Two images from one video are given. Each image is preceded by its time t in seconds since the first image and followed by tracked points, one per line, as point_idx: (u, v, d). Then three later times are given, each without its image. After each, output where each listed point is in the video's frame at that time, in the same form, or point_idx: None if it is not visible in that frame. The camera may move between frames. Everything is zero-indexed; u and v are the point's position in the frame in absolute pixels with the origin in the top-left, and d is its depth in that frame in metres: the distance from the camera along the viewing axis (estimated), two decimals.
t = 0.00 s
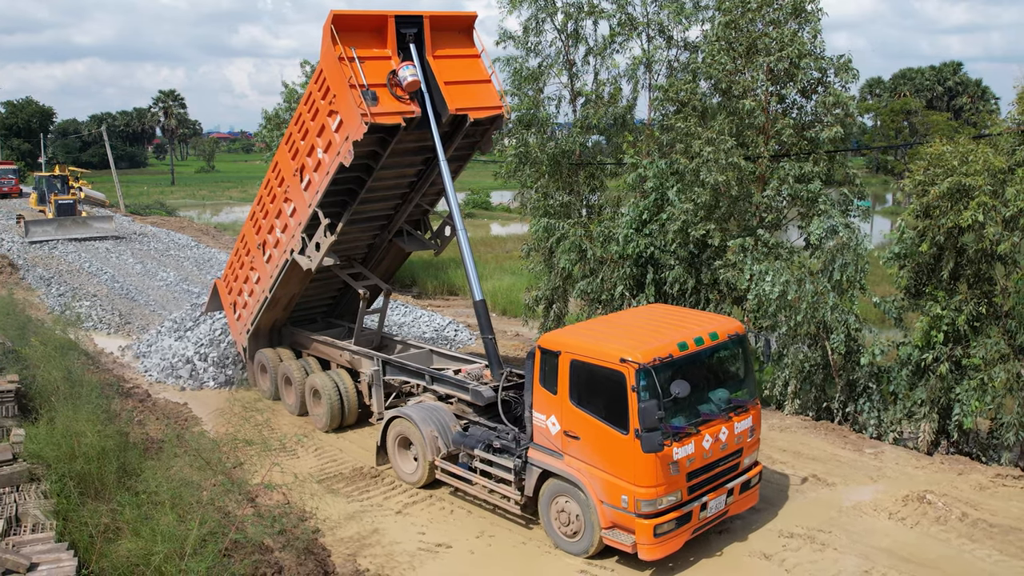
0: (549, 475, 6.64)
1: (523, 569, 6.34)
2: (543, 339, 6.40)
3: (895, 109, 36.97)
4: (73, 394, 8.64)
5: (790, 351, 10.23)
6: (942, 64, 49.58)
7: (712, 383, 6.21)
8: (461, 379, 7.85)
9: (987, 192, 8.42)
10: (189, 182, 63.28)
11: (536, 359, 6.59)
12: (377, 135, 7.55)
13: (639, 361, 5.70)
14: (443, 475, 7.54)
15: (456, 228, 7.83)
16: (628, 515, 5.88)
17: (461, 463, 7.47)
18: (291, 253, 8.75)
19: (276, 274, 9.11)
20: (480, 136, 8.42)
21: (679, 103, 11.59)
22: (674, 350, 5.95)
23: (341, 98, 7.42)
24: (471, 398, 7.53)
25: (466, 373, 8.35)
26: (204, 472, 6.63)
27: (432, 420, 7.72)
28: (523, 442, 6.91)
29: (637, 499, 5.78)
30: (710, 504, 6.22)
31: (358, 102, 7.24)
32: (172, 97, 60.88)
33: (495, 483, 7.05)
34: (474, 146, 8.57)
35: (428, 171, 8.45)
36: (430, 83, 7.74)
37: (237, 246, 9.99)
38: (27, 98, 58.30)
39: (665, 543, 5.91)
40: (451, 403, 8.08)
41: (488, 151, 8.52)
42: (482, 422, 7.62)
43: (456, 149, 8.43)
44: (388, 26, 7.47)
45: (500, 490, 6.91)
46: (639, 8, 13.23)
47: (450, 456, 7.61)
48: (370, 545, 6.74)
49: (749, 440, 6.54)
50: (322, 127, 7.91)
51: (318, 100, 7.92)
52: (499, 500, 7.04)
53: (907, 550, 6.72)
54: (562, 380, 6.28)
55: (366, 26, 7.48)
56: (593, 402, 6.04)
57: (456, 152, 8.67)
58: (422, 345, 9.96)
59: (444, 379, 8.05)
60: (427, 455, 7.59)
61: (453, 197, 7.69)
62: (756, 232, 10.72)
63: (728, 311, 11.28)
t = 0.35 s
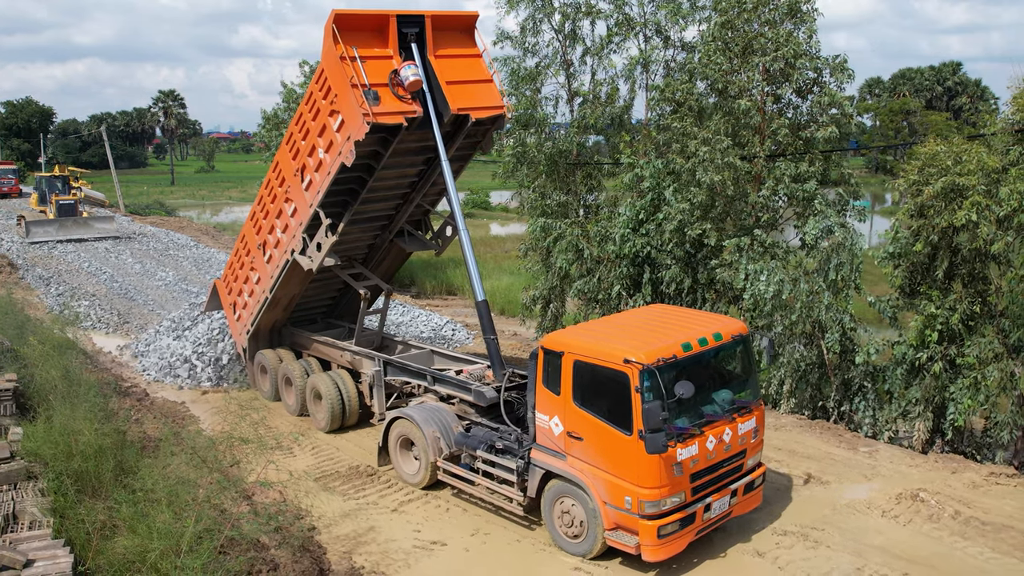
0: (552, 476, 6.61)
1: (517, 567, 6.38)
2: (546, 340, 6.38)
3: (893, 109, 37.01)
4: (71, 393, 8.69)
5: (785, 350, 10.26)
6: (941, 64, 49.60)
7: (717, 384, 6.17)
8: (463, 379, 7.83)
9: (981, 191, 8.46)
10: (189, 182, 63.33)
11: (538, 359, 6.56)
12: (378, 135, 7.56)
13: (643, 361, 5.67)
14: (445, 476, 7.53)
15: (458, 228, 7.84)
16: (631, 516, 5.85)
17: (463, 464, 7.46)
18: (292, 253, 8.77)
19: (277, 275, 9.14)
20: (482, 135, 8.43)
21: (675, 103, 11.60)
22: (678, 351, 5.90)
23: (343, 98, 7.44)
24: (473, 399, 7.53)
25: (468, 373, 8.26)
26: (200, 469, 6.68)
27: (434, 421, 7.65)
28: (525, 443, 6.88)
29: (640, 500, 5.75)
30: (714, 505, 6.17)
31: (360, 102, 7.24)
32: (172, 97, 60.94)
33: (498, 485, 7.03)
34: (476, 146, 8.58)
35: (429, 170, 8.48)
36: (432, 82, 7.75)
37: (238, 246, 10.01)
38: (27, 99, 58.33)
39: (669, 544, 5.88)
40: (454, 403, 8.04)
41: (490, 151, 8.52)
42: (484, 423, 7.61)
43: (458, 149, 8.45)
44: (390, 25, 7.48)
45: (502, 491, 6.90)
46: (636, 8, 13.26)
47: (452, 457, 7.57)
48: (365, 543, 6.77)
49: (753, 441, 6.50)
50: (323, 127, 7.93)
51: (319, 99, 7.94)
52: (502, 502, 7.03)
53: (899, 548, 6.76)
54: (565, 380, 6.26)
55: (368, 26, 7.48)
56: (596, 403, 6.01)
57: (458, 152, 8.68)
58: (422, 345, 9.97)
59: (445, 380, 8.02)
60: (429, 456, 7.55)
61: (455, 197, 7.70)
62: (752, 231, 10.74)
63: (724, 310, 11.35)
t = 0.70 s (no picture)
0: (557, 478, 6.57)
1: (513, 565, 6.41)
2: (552, 341, 6.34)
3: (893, 109, 37.04)
4: (70, 391, 8.72)
5: (782, 350, 10.30)
6: (941, 64, 49.61)
7: (723, 385, 6.12)
8: (468, 381, 7.87)
9: (976, 191, 8.50)
10: (189, 182, 63.35)
11: (545, 360, 6.51)
12: (382, 135, 7.58)
13: (650, 363, 5.62)
14: (450, 478, 7.45)
15: (462, 227, 7.85)
16: (639, 518, 5.80)
17: (468, 466, 7.38)
18: (294, 253, 8.79)
19: (279, 275, 9.16)
20: (485, 135, 8.44)
21: (673, 103, 11.61)
22: (685, 352, 5.86)
23: (346, 97, 7.45)
24: (477, 400, 7.55)
25: (471, 376, 8.24)
26: (198, 467, 6.71)
27: (438, 424, 7.59)
28: (531, 445, 6.83)
29: (647, 502, 5.70)
30: (721, 507, 6.13)
31: (363, 101, 7.24)
32: (172, 97, 60.98)
33: (503, 487, 6.94)
34: (479, 146, 8.60)
35: (432, 170, 8.48)
36: (436, 82, 7.75)
37: (239, 246, 10.03)
38: (27, 98, 58.38)
39: (677, 547, 5.83)
40: (457, 404, 8.07)
41: (493, 151, 8.54)
42: (489, 425, 7.50)
43: (461, 149, 8.46)
44: (394, 24, 7.47)
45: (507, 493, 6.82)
46: (634, 9, 13.29)
47: (457, 459, 7.49)
48: (362, 541, 6.80)
49: (760, 443, 6.46)
50: (327, 127, 7.95)
51: (322, 99, 7.96)
52: (507, 504, 6.95)
53: (894, 546, 6.79)
54: (571, 382, 6.22)
55: (371, 25, 7.47)
56: (603, 404, 5.97)
57: (462, 152, 8.69)
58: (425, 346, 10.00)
59: (449, 381, 8.03)
60: (433, 458, 7.50)
61: (460, 198, 7.73)
62: (749, 231, 10.74)
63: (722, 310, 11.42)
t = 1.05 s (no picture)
0: (565, 482, 6.53)
1: (511, 564, 6.43)
2: (560, 344, 6.29)
3: (893, 109, 37.06)
4: (70, 391, 8.73)
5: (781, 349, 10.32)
6: (941, 64, 49.61)
7: (734, 387, 6.07)
8: (475, 383, 7.77)
9: (975, 191, 8.52)
10: (189, 182, 63.37)
11: (553, 363, 6.45)
12: (388, 135, 7.59)
13: (660, 365, 5.59)
14: (456, 480, 7.40)
15: (468, 227, 7.82)
16: (649, 522, 5.75)
17: (475, 468, 7.31)
18: (298, 253, 8.81)
19: (283, 276, 9.17)
20: (491, 135, 8.44)
21: (673, 103, 11.60)
22: (695, 354, 5.82)
23: (352, 97, 7.45)
24: (484, 402, 7.45)
25: (477, 376, 8.18)
26: (198, 467, 6.72)
27: (445, 425, 7.53)
28: (539, 448, 6.70)
29: (658, 506, 5.65)
30: (732, 510, 6.09)
31: (370, 100, 7.24)
32: (172, 96, 60.99)
33: (510, 489, 6.88)
34: (485, 145, 8.59)
35: (438, 170, 8.49)
36: (442, 81, 7.74)
37: (242, 246, 10.04)
38: (27, 98, 58.40)
39: (687, 551, 5.78)
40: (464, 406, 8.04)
41: (499, 151, 8.54)
42: (496, 427, 7.42)
43: (467, 148, 8.45)
44: (400, 23, 7.47)
45: (515, 496, 6.76)
46: (633, 8, 13.30)
47: (463, 462, 7.43)
48: (361, 540, 6.81)
49: (771, 444, 6.43)
50: (332, 126, 7.95)
51: (327, 99, 7.96)
52: (514, 507, 6.88)
53: (892, 545, 6.80)
54: (579, 385, 6.17)
55: (377, 23, 7.47)
56: (612, 407, 5.92)
57: (467, 152, 8.68)
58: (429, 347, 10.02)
59: (455, 383, 7.97)
60: (440, 460, 7.44)
61: (465, 195, 7.67)
62: (749, 231, 10.74)
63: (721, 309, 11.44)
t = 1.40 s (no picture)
0: (575, 487, 6.44)
1: (511, 564, 6.43)
2: (570, 347, 6.22)
3: (892, 109, 37.08)
4: (70, 391, 8.74)
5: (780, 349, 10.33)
6: (941, 64, 49.62)
7: (745, 390, 6.03)
8: (483, 386, 7.73)
9: (976, 191, 8.53)
10: (189, 182, 63.39)
11: (562, 366, 6.38)
12: (396, 135, 7.58)
13: (672, 369, 5.53)
14: (464, 484, 7.35)
15: (476, 228, 7.78)
16: (660, 528, 5.69)
17: (483, 471, 7.25)
18: (303, 253, 8.80)
19: (287, 276, 9.16)
20: (500, 135, 8.39)
21: (673, 103, 11.60)
22: (707, 357, 5.77)
23: (360, 96, 7.43)
24: (493, 405, 7.44)
25: (486, 377, 8.16)
26: (198, 467, 6.72)
27: (452, 428, 7.51)
28: (548, 451, 6.70)
29: (670, 511, 5.60)
30: (744, 514, 6.05)
31: (378, 100, 7.20)
32: (171, 96, 61.01)
33: (519, 493, 6.84)
34: (493, 146, 8.54)
35: (445, 170, 8.46)
36: (450, 81, 7.68)
37: (246, 247, 10.04)
38: (27, 99, 58.43)
39: (699, 556, 5.73)
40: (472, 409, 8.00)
41: (507, 151, 8.49)
42: (504, 430, 7.40)
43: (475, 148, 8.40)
44: (409, 21, 7.43)
45: (524, 500, 6.71)
46: (633, 9, 13.29)
47: (471, 464, 7.41)
48: (361, 540, 6.81)
49: (782, 448, 6.40)
50: (339, 125, 7.94)
51: (334, 98, 7.96)
52: (523, 510, 6.84)
53: (892, 545, 6.80)
54: (590, 389, 6.10)
55: (386, 22, 7.44)
56: (623, 412, 5.85)
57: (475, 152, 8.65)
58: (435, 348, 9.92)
59: (463, 385, 7.93)
60: (447, 463, 7.40)
61: (473, 193, 7.58)
62: (749, 231, 10.73)
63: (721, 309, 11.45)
